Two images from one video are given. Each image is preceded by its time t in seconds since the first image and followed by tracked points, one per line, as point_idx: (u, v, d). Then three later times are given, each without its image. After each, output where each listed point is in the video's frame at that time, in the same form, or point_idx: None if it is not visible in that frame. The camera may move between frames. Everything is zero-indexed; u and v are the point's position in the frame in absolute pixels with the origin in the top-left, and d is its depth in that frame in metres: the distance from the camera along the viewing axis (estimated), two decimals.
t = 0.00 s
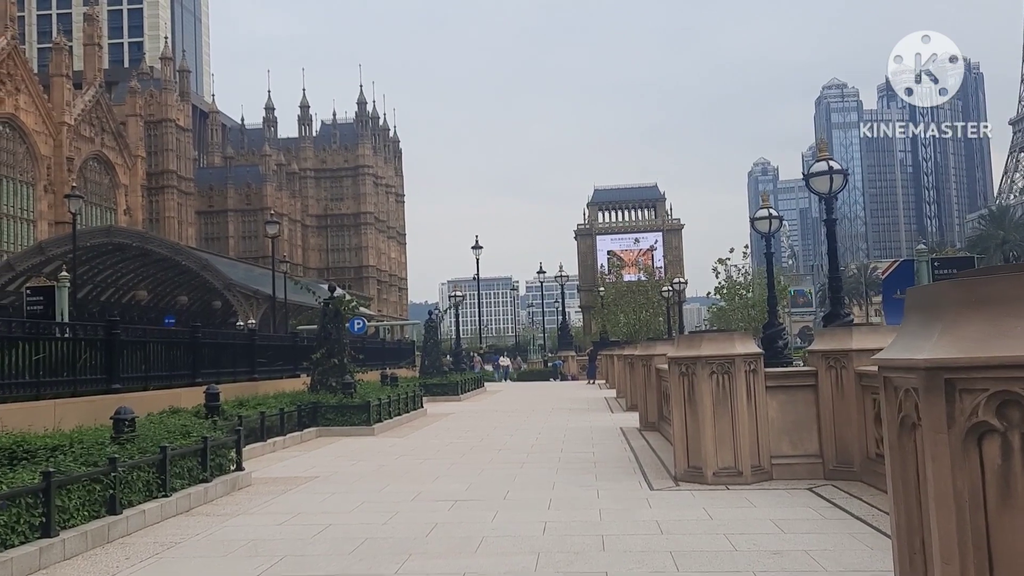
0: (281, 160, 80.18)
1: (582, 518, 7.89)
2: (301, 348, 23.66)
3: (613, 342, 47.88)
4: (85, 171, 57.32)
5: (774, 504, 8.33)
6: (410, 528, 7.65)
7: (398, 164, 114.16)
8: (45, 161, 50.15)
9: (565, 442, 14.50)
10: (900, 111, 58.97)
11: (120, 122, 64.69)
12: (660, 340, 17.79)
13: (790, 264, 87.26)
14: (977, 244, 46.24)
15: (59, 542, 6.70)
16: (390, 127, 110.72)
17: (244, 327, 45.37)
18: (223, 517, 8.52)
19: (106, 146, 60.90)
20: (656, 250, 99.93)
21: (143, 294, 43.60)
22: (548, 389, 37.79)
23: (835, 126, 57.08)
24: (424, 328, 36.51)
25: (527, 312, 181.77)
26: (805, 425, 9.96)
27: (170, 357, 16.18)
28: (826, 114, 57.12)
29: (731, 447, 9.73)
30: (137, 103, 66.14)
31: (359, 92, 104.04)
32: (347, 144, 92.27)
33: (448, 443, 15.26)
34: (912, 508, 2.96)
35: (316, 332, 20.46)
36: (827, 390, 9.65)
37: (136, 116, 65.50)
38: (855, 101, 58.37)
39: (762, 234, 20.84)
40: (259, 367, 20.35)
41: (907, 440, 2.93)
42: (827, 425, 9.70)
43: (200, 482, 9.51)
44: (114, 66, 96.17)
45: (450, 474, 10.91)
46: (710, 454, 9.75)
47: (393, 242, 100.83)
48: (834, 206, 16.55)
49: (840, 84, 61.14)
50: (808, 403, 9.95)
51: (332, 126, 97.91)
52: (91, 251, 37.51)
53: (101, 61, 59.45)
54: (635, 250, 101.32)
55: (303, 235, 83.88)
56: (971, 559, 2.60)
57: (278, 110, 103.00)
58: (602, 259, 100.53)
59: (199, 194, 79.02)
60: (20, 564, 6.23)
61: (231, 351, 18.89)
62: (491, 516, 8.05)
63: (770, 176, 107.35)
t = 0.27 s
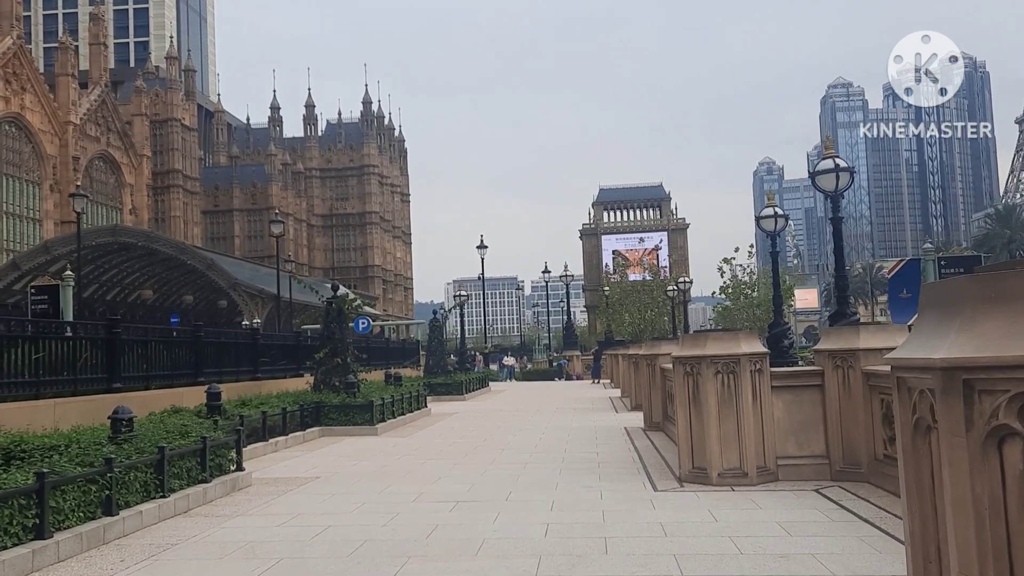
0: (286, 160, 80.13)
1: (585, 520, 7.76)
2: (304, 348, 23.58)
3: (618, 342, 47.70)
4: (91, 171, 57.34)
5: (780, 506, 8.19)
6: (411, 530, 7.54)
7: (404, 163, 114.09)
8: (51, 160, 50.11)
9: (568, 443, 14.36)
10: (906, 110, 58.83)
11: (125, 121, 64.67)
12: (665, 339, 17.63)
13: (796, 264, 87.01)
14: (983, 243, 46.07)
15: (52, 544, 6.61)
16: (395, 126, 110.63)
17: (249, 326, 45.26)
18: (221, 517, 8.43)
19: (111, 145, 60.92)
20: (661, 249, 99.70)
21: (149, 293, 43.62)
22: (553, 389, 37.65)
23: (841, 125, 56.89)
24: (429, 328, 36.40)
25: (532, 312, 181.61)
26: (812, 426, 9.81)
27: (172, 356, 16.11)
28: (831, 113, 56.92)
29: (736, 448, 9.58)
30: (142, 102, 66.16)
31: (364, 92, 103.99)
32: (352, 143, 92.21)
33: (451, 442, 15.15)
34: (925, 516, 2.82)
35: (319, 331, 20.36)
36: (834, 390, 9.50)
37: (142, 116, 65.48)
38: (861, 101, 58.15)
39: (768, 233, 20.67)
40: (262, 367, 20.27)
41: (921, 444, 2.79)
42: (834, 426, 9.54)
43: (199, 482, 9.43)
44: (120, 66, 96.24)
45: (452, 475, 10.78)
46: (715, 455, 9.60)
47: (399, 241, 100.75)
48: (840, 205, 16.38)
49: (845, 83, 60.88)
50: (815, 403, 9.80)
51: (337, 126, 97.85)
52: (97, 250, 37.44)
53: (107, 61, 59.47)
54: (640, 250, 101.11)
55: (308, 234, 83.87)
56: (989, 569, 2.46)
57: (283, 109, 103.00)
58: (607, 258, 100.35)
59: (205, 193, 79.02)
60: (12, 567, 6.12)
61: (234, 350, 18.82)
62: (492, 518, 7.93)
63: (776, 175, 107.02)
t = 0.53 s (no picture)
0: (283, 158, 79.82)
1: (582, 520, 7.62)
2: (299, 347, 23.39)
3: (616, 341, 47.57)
4: (86, 169, 57.02)
5: (779, 506, 8.06)
6: (404, 531, 7.39)
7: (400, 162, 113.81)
8: (45, 159, 49.78)
9: (565, 442, 14.23)
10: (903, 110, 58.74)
11: (121, 119, 64.35)
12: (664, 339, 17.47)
13: (793, 263, 87.00)
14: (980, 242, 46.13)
15: (35, 547, 6.45)
16: (392, 125, 110.35)
17: (244, 326, 44.94)
18: (211, 519, 8.27)
19: (106, 144, 60.62)
20: (659, 248, 99.59)
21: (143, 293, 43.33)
22: (551, 388, 37.50)
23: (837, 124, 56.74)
24: (425, 326, 36.21)
25: (530, 312, 181.53)
26: (811, 425, 9.65)
27: (164, 354, 15.94)
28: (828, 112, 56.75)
29: (735, 448, 9.43)
30: (138, 100, 65.84)
31: (361, 91, 103.71)
32: (349, 142, 91.89)
33: (447, 442, 14.99)
34: (939, 523, 2.67)
35: (314, 330, 20.21)
36: (833, 388, 9.35)
37: (137, 114, 65.17)
38: (857, 100, 58.03)
39: (767, 231, 20.53)
40: (256, 366, 20.10)
41: (934, 444, 2.65)
42: (833, 425, 9.40)
43: (189, 482, 9.28)
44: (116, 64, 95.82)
45: (447, 475, 10.62)
46: (714, 455, 9.46)
47: (395, 240, 100.50)
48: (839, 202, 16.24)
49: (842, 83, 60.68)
50: (815, 402, 9.65)
51: (334, 125, 97.53)
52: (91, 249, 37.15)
53: (102, 59, 59.09)
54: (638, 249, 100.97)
55: (305, 233, 83.58)
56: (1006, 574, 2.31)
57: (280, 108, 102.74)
58: (605, 257, 100.21)
59: (201, 192, 78.67)
60: None
61: (227, 348, 18.65)
62: (486, 519, 7.79)
63: (773, 175, 106.93)
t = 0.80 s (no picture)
0: (270, 157, 79.35)
1: (572, 526, 7.47)
2: (285, 347, 23.15)
3: (605, 342, 47.50)
4: (72, 168, 56.49)
5: (772, 511, 7.93)
6: (391, 538, 7.21)
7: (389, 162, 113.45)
8: (29, 158, 49.22)
9: (554, 445, 14.09)
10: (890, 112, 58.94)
11: (107, 118, 63.82)
12: (654, 340, 17.36)
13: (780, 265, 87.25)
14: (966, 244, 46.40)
15: (10, 555, 6.24)
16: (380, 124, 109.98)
17: (231, 326, 44.57)
18: (192, 525, 8.07)
19: (92, 143, 60.12)
20: (647, 249, 99.65)
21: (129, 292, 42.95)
22: (539, 389, 37.38)
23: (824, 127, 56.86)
24: (413, 327, 36.00)
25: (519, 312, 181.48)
26: (804, 428, 9.54)
27: (147, 355, 15.71)
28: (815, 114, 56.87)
29: (727, 451, 9.31)
30: (124, 98, 65.23)
31: (349, 90, 103.26)
32: (337, 141, 91.47)
33: (435, 445, 14.81)
34: (952, 537, 2.64)
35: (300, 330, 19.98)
36: (826, 391, 9.26)
37: (123, 113, 64.62)
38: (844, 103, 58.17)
39: (757, 233, 20.44)
40: (241, 366, 19.87)
41: (946, 455, 2.61)
42: (826, 427, 9.30)
43: (170, 487, 9.08)
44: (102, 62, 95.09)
45: (435, 479, 10.45)
46: (705, 458, 9.33)
47: (384, 240, 100.17)
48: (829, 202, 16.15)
49: (829, 85, 60.80)
50: (808, 405, 9.54)
51: (322, 124, 97.08)
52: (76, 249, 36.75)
53: (88, 57, 58.46)
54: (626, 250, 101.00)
55: (293, 233, 83.18)
56: None
57: (267, 107, 102.24)
58: (593, 258, 100.23)
59: (187, 191, 78.10)
60: None
61: (213, 349, 18.41)
62: (475, 525, 7.62)
63: (761, 176, 107.21)
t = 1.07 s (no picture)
0: (252, 155, 78.62)
1: (559, 530, 7.34)
2: (266, 347, 22.87)
3: (588, 342, 47.42)
4: (51, 165, 55.71)
5: (760, 514, 7.83)
6: (372, 542, 7.07)
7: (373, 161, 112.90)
8: (7, 154, 48.47)
9: (538, 446, 13.97)
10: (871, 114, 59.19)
11: (86, 114, 62.99)
12: (639, 340, 17.26)
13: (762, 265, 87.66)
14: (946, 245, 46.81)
15: None
16: (364, 123, 109.45)
17: (213, 326, 44.08)
18: (169, 529, 7.88)
19: (72, 139, 59.36)
20: (631, 249, 99.80)
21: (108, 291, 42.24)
22: (523, 389, 37.24)
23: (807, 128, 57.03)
24: (397, 326, 35.76)
25: (503, 312, 181.42)
26: (791, 430, 9.46)
27: (125, 355, 15.44)
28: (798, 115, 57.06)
29: (713, 453, 9.21)
30: (104, 95, 64.30)
31: (333, 88, 102.63)
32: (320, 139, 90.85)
33: (418, 446, 14.65)
34: (962, 550, 2.80)
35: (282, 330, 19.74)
36: (814, 392, 9.17)
37: (103, 110, 63.80)
38: (826, 104, 58.36)
39: (741, 233, 20.40)
40: (222, 366, 19.62)
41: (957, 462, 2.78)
42: (813, 429, 9.23)
43: (147, 490, 8.88)
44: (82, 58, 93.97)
45: (418, 481, 10.29)
46: (692, 461, 9.23)
47: (367, 240, 99.68)
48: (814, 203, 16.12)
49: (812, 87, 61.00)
50: (795, 406, 9.46)
51: (305, 122, 96.42)
52: (55, 247, 36.20)
53: (68, 53, 57.50)
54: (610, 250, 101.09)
55: (275, 232, 82.54)
56: None
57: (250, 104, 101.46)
58: (577, 258, 100.24)
59: (169, 189, 77.26)
60: None
61: (192, 349, 18.14)
62: (459, 530, 7.47)
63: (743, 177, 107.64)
